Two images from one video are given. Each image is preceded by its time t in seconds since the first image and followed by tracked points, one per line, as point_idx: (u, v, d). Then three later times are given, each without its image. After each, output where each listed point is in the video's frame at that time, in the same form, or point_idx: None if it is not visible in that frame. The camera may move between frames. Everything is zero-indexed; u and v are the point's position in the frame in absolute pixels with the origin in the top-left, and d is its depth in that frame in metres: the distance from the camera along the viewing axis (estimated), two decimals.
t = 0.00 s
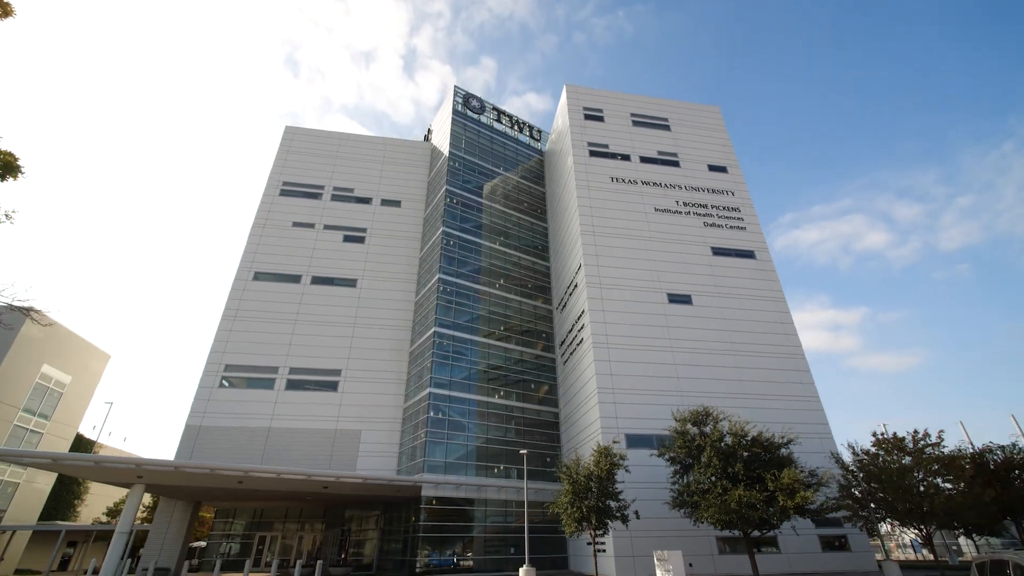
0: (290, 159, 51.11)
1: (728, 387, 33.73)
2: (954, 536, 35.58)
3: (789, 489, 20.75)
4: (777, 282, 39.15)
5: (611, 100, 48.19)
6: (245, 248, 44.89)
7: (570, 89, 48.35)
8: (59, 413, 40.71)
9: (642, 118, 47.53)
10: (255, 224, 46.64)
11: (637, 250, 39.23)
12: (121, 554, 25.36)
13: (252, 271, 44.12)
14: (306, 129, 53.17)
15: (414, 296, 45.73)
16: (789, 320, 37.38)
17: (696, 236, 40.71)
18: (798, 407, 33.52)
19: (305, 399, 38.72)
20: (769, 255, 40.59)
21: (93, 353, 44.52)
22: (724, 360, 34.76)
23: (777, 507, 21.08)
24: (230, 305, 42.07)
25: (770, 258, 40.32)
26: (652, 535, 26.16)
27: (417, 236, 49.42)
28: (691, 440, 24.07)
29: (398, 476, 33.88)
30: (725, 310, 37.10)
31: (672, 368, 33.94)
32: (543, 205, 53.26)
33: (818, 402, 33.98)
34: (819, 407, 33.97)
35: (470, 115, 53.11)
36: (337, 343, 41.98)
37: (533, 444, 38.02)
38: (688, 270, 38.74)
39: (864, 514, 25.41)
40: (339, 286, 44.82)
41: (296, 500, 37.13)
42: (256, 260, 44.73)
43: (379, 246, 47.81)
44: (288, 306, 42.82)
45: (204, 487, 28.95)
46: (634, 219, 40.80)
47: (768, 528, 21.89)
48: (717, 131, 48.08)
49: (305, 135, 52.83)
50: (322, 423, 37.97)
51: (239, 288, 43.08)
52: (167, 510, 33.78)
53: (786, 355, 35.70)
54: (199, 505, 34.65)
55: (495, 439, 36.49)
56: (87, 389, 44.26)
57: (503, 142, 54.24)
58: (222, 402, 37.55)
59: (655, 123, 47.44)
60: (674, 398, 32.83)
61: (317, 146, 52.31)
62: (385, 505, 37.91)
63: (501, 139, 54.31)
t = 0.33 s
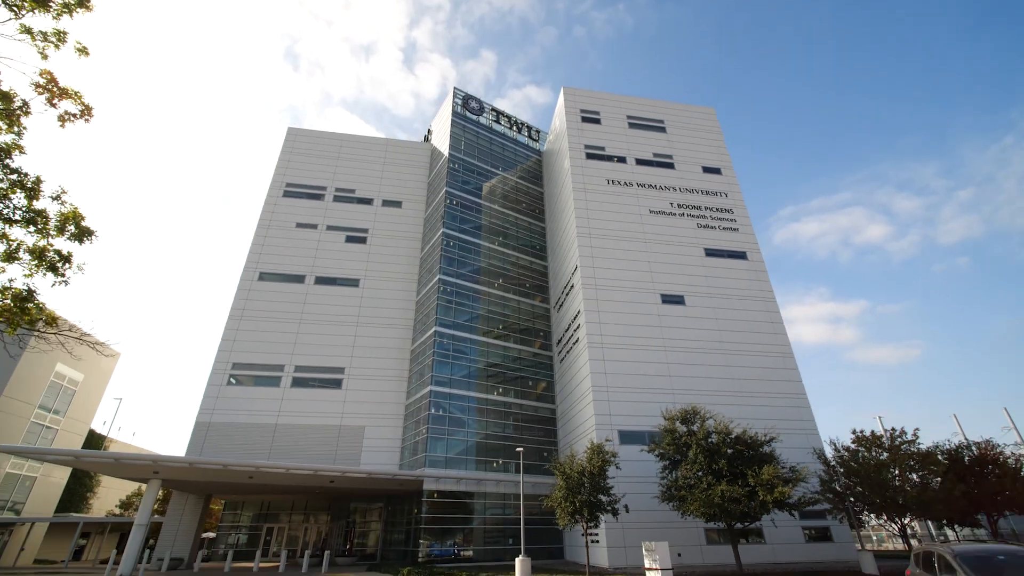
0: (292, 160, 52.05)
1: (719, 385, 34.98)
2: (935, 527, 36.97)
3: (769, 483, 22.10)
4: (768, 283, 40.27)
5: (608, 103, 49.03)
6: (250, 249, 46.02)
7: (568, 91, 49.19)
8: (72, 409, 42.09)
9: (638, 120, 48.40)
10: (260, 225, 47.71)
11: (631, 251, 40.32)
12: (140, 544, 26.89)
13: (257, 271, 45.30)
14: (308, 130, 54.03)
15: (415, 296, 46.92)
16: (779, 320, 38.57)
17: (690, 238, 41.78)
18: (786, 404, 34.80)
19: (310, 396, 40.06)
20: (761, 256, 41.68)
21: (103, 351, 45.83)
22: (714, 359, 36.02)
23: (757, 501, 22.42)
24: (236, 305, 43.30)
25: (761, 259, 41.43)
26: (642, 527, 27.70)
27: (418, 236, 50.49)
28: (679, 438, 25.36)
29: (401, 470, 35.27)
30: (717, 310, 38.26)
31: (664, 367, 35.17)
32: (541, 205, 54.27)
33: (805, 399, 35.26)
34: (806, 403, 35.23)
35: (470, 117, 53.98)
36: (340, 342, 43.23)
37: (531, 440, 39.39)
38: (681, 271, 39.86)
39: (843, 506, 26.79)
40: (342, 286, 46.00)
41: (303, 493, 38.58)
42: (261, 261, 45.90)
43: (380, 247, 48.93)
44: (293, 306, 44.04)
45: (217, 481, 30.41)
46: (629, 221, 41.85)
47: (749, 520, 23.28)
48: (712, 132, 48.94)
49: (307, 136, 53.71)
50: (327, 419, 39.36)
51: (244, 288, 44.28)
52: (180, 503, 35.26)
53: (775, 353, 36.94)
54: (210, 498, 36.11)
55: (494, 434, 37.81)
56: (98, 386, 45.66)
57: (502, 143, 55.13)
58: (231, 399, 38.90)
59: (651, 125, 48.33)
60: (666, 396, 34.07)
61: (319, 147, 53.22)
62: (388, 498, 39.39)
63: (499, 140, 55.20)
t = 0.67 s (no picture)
0: (296, 161, 53.00)
1: (711, 383, 36.19)
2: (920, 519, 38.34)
3: (752, 479, 23.36)
4: (760, 283, 41.36)
5: (605, 104, 49.87)
6: (256, 249, 47.14)
7: (566, 93, 50.02)
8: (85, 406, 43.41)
9: (635, 121, 49.27)
10: (265, 226, 48.77)
11: (627, 252, 41.39)
12: (157, 535, 28.33)
13: (263, 271, 46.46)
14: (311, 132, 54.91)
15: (417, 295, 48.05)
16: (770, 319, 39.73)
17: (684, 238, 42.83)
18: (775, 401, 36.05)
19: (316, 393, 41.38)
20: (753, 256, 42.76)
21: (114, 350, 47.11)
22: (706, 357, 37.21)
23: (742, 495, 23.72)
24: (243, 304, 44.51)
25: (753, 259, 42.51)
26: (635, 518, 29.13)
27: (419, 236, 51.55)
28: (670, 435, 26.62)
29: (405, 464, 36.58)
30: (710, 310, 39.40)
31: (658, 365, 36.36)
32: (540, 205, 55.24)
33: (793, 396, 36.51)
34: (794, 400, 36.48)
35: (470, 118, 54.82)
36: (344, 340, 44.47)
37: (530, 435, 40.71)
38: (675, 271, 40.96)
39: (825, 499, 28.14)
40: (345, 286, 47.14)
41: (309, 487, 39.98)
42: (266, 261, 47.04)
43: (382, 247, 50.02)
44: (298, 305, 45.24)
45: (228, 475, 31.86)
46: (625, 222, 42.88)
47: (734, 513, 24.61)
48: (708, 133, 49.81)
49: (310, 137, 54.59)
50: (332, 415, 40.72)
51: (251, 288, 45.45)
52: (192, 496, 36.67)
53: (765, 351, 38.13)
54: (221, 491, 37.56)
55: (494, 430, 39.13)
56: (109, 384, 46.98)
57: (501, 144, 56.03)
58: (239, 396, 40.25)
59: (648, 127, 49.21)
60: (659, 393, 35.27)
61: (322, 148, 54.14)
62: (392, 491, 40.81)
63: (499, 140, 56.10)
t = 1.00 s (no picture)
0: (299, 162, 53.95)
1: (704, 380, 37.41)
2: (906, 510, 39.75)
3: (738, 473, 24.63)
4: (753, 282, 42.45)
5: (603, 105, 50.67)
6: (262, 249, 48.27)
7: (565, 94, 50.82)
8: (97, 403, 44.79)
9: (633, 122, 50.09)
10: (270, 227, 49.87)
11: (624, 253, 42.46)
12: (174, 526, 29.82)
13: (269, 271, 47.64)
14: (314, 132, 55.81)
15: (419, 293, 49.21)
16: (763, 317, 40.86)
17: (680, 239, 43.88)
18: (766, 398, 37.28)
19: (321, 390, 42.73)
20: (747, 256, 43.80)
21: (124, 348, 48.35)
22: (699, 355, 38.43)
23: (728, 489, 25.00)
24: (250, 303, 45.73)
25: (747, 259, 43.58)
26: (628, 510, 30.54)
27: (421, 237, 52.63)
28: (661, 431, 27.90)
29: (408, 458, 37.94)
30: (704, 309, 40.51)
31: (653, 363, 37.55)
32: (539, 204, 56.20)
33: (784, 392, 37.75)
34: (785, 396, 37.69)
35: (470, 118, 55.67)
36: (349, 338, 45.72)
37: (529, 430, 42.06)
38: (671, 272, 42.04)
39: (810, 492, 29.45)
40: (349, 285, 48.30)
41: (316, 480, 41.46)
42: (272, 261, 48.19)
43: (385, 246, 51.14)
44: (303, 304, 46.44)
45: (240, 469, 33.31)
46: (622, 223, 43.92)
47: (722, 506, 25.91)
48: (705, 134, 50.65)
49: (313, 138, 55.50)
50: (338, 411, 42.07)
51: (257, 287, 46.65)
52: (205, 490, 38.07)
53: (757, 349, 39.33)
54: (232, 484, 39.03)
55: (494, 425, 40.43)
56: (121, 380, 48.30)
57: (501, 143, 56.93)
58: (247, 393, 41.60)
59: (645, 128, 50.05)
60: (654, 391, 36.47)
61: (325, 149, 55.10)
62: (396, 484, 42.26)
63: (499, 140, 56.99)
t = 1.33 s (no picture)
0: (302, 163, 54.86)
1: (698, 378, 38.58)
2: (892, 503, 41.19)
3: (726, 468, 25.84)
4: (747, 282, 43.49)
5: (601, 106, 51.47)
6: (267, 249, 49.35)
7: (564, 96, 51.60)
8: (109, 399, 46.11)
9: (631, 123, 50.91)
10: (274, 227, 50.91)
11: (620, 253, 43.50)
12: (189, 518, 31.26)
13: (274, 270, 48.77)
14: (316, 133, 56.67)
15: (421, 292, 50.36)
16: (755, 316, 41.96)
17: (675, 239, 44.89)
18: (757, 395, 38.48)
19: (326, 386, 44.06)
20: (741, 255, 44.82)
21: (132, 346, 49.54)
22: (693, 353, 39.57)
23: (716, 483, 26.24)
24: (256, 303, 46.90)
25: (741, 258, 44.60)
26: (622, 502, 31.89)
27: (423, 236, 53.67)
28: (653, 428, 29.13)
29: (411, 453, 39.30)
30: (699, 309, 41.61)
31: (648, 361, 38.70)
32: (538, 204, 57.15)
33: (774, 388, 38.94)
34: (776, 393, 38.87)
35: (470, 119, 56.50)
36: (353, 336, 46.95)
37: (528, 426, 43.35)
38: (666, 271, 43.08)
39: (797, 485, 30.70)
40: (353, 284, 49.46)
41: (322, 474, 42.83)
42: (277, 261, 49.30)
43: (387, 246, 52.21)
44: (308, 303, 47.61)
45: (250, 464, 34.71)
46: (619, 224, 44.93)
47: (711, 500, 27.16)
48: (702, 135, 51.49)
49: (315, 138, 56.37)
50: (342, 408, 43.41)
51: (263, 287, 47.78)
52: (215, 484, 39.37)
53: (749, 347, 40.49)
54: (241, 477, 40.39)
55: (494, 421, 41.69)
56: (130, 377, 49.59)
57: (501, 144, 57.78)
58: (255, 389, 42.89)
59: (643, 129, 50.89)
60: (649, 388, 37.66)
61: (327, 150, 55.99)
62: (399, 477, 43.70)
63: (499, 141, 57.84)
